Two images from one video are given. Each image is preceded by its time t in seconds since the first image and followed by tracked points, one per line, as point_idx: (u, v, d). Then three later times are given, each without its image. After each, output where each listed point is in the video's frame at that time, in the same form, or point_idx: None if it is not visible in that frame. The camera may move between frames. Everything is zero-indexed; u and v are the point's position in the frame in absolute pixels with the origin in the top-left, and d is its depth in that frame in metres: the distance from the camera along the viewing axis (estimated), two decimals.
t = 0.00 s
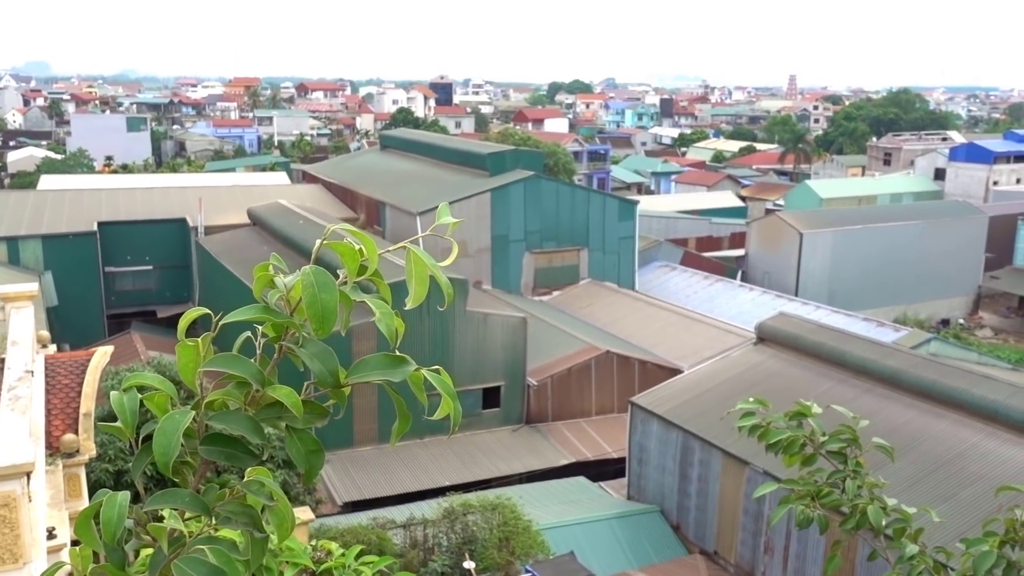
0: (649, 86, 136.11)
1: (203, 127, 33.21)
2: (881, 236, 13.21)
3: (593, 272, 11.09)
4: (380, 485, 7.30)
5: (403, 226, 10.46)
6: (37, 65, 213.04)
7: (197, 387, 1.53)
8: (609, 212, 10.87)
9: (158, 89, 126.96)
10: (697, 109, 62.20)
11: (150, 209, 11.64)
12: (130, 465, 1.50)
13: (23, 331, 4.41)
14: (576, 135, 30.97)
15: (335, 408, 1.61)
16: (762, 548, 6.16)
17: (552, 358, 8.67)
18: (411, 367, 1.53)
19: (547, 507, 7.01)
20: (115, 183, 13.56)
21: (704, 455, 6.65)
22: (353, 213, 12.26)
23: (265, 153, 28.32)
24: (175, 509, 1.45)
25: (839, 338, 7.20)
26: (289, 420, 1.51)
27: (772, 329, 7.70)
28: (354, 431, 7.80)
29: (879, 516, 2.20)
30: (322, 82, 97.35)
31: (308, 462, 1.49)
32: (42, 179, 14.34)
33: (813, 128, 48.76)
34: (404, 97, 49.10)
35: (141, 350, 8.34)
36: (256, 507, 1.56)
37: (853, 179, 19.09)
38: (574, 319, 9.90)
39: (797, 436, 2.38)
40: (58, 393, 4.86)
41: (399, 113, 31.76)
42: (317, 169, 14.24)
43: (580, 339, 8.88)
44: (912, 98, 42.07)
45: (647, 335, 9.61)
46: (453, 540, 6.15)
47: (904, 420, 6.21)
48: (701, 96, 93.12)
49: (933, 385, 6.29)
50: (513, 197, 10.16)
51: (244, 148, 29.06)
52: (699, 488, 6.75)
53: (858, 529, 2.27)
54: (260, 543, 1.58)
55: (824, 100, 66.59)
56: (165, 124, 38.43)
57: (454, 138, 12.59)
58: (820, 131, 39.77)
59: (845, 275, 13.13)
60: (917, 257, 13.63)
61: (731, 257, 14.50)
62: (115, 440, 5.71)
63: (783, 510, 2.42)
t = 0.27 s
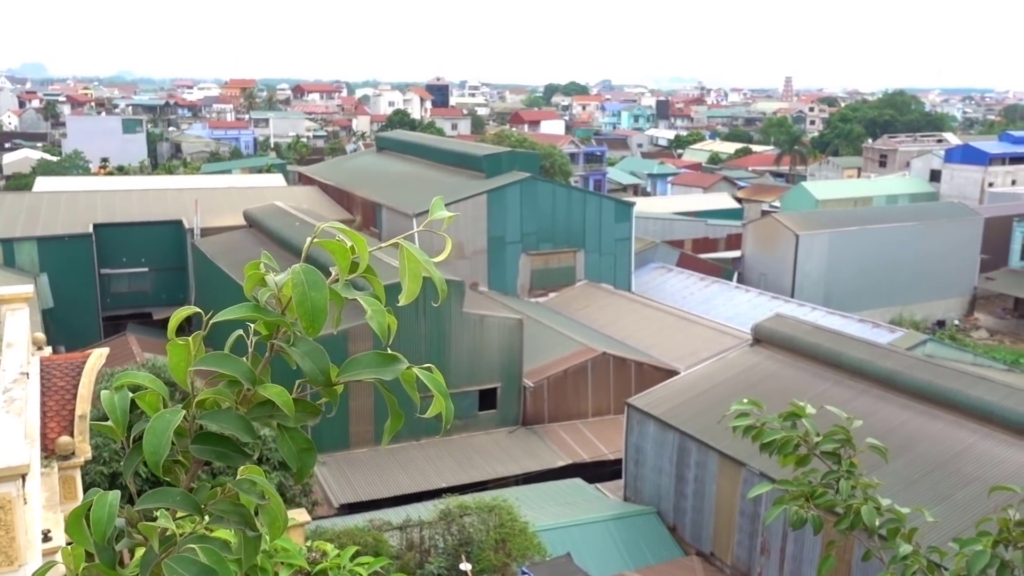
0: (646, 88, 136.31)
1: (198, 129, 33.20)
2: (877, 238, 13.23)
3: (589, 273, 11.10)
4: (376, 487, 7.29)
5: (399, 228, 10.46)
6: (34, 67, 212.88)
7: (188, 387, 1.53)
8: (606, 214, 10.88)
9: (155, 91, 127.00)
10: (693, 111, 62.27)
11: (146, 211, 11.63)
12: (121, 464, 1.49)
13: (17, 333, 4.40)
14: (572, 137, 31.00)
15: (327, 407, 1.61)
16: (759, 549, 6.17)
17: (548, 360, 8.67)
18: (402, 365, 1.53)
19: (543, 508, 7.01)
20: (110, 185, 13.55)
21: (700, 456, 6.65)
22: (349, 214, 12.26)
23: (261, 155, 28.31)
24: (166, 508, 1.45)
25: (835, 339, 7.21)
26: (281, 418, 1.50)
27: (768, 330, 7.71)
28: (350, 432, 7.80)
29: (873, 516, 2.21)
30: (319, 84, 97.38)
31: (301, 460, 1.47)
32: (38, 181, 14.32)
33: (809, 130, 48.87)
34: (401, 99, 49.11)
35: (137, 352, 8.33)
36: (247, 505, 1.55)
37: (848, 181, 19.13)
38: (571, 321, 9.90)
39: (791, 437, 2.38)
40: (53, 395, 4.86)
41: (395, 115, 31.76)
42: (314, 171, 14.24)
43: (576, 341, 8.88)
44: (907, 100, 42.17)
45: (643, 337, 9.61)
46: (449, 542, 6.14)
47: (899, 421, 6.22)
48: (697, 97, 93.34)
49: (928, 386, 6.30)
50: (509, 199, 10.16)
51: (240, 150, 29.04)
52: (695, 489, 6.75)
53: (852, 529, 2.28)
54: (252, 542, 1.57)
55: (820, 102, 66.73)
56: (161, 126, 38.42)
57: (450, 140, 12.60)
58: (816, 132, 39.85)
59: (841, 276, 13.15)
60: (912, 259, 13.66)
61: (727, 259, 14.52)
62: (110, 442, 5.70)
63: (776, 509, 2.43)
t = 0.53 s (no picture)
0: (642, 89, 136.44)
1: (194, 130, 33.18)
2: (873, 238, 13.25)
3: (585, 274, 11.10)
4: (373, 488, 7.29)
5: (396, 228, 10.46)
6: (28, 69, 212.90)
7: (185, 385, 1.53)
8: (602, 214, 10.89)
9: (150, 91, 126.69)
10: (688, 112, 62.35)
11: (141, 212, 11.62)
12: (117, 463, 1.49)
13: (13, 333, 4.39)
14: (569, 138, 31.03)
15: (324, 406, 1.61)
16: (755, 549, 6.17)
17: (545, 360, 8.67)
18: (399, 365, 1.53)
19: (540, 509, 7.01)
20: (106, 185, 13.53)
21: (697, 456, 6.66)
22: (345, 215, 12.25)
23: (257, 156, 28.29)
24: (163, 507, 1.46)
25: (832, 340, 7.22)
26: (278, 417, 1.51)
27: (765, 331, 7.72)
28: (346, 433, 7.80)
29: (868, 515, 2.22)
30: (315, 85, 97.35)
31: (297, 459, 1.48)
32: (34, 182, 14.30)
33: (804, 131, 48.96)
34: (397, 100, 49.12)
35: (133, 353, 8.32)
36: (243, 505, 1.55)
37: (844, 181, 19.16)
38: (567, 321, 9.91)
39: (788, 435, 2.39)
40: (49, 396, 4.85)
41: (391, 116, 31.76)
42: (310, 172, 14.24)
43: (573, 341, 8.88)
44: (903, 101, 42.28)
45: (640, 337, 9.62)
46: (445, 543, 6.14)
47: (895, 422, 6.23)
48: (692, 98, 93.59)
49: (924, 387, 6.31)
50: (506, 200, 10.15)
51: (236, 151, 29.01)
52: (692, 490, 6.75)
53: (847, 528, 2.29)
54: (249, 542, 1.58)
55: (817, 103, 66.46)
56: (156, 126, 38.39)
57: (446, 141, 12.60)
58: (811, 133, 39.91)
59: (837, 276, 13.17)
60: (908, 259, 13.68)
61: (724, 259, 14.53)
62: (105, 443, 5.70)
63: (772, 508, 2.43)
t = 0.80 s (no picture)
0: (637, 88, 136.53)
1: (188, 129, 33.11)
2: (867, 238, 13.28)
3: (580, 274, 11.11)
4: (368, 488, 7.29)
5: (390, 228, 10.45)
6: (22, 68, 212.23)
7: (169, 379, 1.53)
8: (596, 214, 10.89)
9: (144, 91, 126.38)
10: (683, 111, 62.39)
11: (135, 212, 11.59)
12: (104, 456, 1.49)
13: (6, 334, 4.38)
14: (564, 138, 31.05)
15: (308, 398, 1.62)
16: (749, 548, 6.19)
17: (539, 360, 8.68)
18: (380, 357, 1.54)
19: (535, 509, 7.02)
20: (99, 186, 13.49)
21: (691, 456, 6.67)
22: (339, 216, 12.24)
23: (251, 156, 28.23)
24: (148, 498, 1.46)
25: (826, 339, 7.24)
26: (261, 410, 1.51)
27: (759, 330, 7.73)
28: (341, 432, 7.79)
29: (859, 512, 2.23)
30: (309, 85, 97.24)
31: (281, 451, 1.49)
32: (27, 182, 14.25)
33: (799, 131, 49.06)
34: (391, 100, 49.07)
35: (127, 353, 8.30)
36: (228, 496, 1.56)
37: (837, 181, 19.20)
38: (561, 321, 9.91)
39: (779, 434, 2.40)
40: (42, 398, 4.83)
41: (385, 116, 31.72)
42: (304, 172, 14.22)
43: (567, 341, 8.89)
44: (897, 101, 42.39)
45: (635, 337, 9.62)
46: (441, 543, 6.14)
47: (889, 421, 6.25)
48: (686, 97, 93.68)
49: (918, 386, 6.33)
50: (501, 200, 10.15)
51: (230, 152, 28.95)
52: (686, 488, 6.77)
53: (838, 525, 2.30)
54: (236, 532, 1.59)
55: (812, 102, 66.48)
56: (150, 126, 38.29)
57: (441, 141, 12.59)
58: (806, 133, 39.98)
59: (831, 276, 13.20)
60: (901, 258, 13.71)
61: (718, 259, 14.55)
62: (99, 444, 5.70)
63: (763, 506, 2.44)
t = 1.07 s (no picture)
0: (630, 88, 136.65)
1: (179, 129, 33.02)
2: (859, 237, 13.32)
3: (573, 273, 11.12)
4: (361, 488, 7.28)
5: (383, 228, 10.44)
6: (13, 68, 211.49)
7: (163, 376, 1.53)
8: (589, 214, 10.90)
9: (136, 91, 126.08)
10: (675, 110, 62.47)
11: (127, 212, 11.55)
12: (97, 454, 1.48)
13: None
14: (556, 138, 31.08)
15: (303, 397, 1.61)
16: (742, 547, 6.20)
17: (533, 359, 8.68)
18: (376, 356, 1.54)
19: (529, 508, 7.02)
20: (90, 186, 13.43)
21: (684, 455, 6.68)
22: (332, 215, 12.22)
23: (243, 155, 28.16)
24: (141, 497, 1.45)
25: (818, 338, 7.26)
26: (256, 408, 1.51)
27: (752, 329, 7.74)
28: (335, 432, 7.78)
29: (849, 508, 2.23)
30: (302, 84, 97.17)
31: (275, 450, 1.48)
32: (17, 182, 14.19)
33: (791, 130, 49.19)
34: (383, 99, 49.02)
35: (118, 354, 8.27)
36: (222, 494, 1.55)
37: (829, 180, 19.25)
38: (554, 321, 9.91)
39: (769, 431, 2.40)
40: (33, 399, 4.82)
41: (378, 115, 31.69)
42: (296, 172, 14.19)
43: (560, 341, 8.89)
44: (888, 100, 42.52)
45: (628, 336, 9.63)
46: (434, 543, 6.14)
47: (881, 419, 6.27)
48: (679, 96, 93.80)
49: (910, 384, 6.35)
50: (493, 200, 10.14)
51: (222, 151, 28.87)
52: (680, 488, 6.78)
53: (828, 521, 2.31)
54: (229, 531, 1.58)
55: (803, 101, 66.59)
56: (141, 126, 38.14)
57: (433, 140, 12.58)
58: (797, 132, 40.08)
59: (823, 275, 13.24)
60: (893, 258, 13.74)
61: (710, 259, 14.57)
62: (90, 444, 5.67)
63: (754, 503, 2.45)
